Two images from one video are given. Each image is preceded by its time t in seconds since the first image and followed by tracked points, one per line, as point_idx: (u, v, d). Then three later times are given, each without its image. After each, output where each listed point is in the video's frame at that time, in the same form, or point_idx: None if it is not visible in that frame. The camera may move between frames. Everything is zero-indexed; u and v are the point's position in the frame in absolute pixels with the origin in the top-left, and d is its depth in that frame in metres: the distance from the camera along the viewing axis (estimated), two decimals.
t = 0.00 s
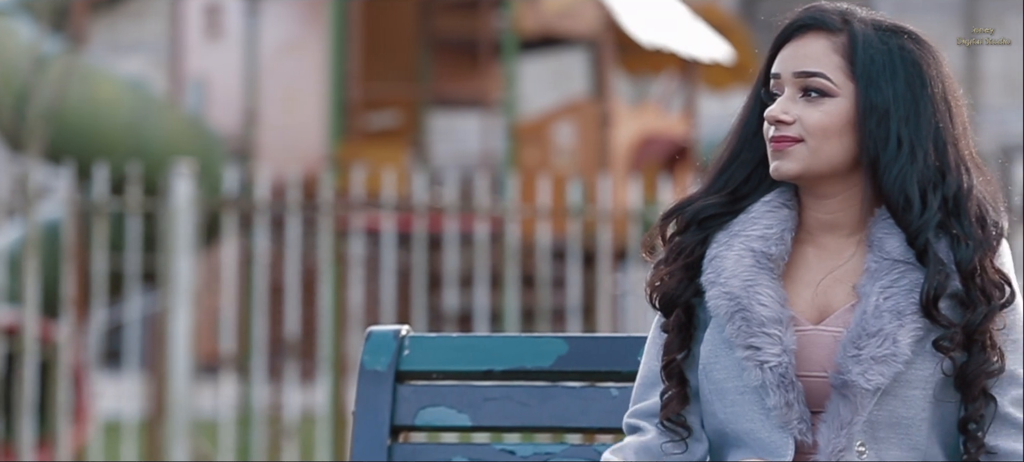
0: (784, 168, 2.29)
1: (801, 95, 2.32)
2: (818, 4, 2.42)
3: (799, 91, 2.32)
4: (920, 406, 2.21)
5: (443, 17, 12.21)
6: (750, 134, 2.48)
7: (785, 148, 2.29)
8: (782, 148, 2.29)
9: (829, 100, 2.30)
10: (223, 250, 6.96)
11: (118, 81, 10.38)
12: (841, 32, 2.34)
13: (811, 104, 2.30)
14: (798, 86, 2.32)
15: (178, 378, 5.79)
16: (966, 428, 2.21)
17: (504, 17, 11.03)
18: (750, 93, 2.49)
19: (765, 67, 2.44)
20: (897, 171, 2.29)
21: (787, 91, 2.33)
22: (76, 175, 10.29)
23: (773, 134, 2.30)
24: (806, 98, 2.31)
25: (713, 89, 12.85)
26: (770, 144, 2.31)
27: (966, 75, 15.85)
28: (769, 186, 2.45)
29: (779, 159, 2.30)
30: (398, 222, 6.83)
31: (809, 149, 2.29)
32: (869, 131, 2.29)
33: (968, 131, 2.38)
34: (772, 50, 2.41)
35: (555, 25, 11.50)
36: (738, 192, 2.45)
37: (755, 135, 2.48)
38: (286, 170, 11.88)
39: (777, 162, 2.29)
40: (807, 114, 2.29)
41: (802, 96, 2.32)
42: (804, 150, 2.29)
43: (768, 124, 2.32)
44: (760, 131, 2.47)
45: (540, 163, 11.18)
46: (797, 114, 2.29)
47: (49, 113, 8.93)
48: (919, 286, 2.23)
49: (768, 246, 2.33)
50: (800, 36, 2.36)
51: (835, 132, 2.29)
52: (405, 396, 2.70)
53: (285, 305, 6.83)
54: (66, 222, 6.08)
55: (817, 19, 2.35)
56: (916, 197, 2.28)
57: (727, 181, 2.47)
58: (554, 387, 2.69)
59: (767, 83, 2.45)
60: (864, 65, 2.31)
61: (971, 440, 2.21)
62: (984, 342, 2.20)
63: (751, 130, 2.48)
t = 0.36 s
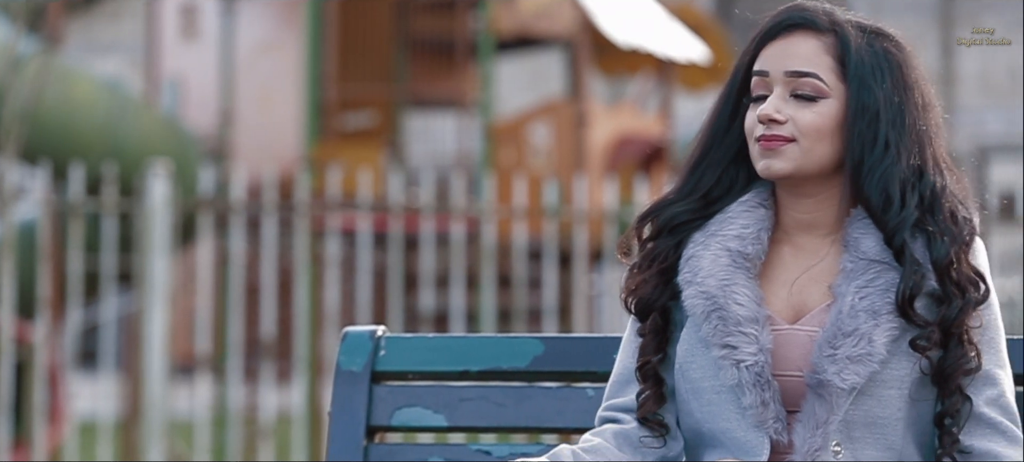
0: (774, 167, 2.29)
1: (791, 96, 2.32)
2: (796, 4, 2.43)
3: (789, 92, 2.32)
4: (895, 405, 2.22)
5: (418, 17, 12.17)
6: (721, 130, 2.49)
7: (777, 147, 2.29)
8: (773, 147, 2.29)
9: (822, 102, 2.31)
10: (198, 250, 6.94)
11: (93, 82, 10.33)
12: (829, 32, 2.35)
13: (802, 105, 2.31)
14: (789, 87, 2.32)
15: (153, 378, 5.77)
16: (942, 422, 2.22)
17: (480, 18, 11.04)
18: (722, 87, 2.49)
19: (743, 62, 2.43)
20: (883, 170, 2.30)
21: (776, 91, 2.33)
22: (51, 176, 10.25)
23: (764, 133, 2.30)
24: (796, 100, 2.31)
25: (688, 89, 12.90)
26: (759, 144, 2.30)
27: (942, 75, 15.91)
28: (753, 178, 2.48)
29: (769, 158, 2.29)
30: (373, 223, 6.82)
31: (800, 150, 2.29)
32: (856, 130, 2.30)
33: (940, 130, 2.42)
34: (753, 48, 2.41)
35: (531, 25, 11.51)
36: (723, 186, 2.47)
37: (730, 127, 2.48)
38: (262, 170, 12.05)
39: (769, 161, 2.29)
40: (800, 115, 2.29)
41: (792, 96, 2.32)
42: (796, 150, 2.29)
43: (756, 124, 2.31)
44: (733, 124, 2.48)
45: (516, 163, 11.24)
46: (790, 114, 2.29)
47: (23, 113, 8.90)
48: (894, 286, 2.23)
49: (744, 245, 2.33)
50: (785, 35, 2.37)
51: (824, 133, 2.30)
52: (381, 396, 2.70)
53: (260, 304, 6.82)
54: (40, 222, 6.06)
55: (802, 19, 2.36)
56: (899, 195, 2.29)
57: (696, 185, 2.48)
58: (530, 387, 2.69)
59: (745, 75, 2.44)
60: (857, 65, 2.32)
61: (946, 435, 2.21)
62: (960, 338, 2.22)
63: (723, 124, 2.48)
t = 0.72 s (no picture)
0: (781, 168, 2.30)
1: (794, 97, 2.33)
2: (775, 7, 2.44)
3: (792, 92, 2.33)
4: (872, 406, 2.23)
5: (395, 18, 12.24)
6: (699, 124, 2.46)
7: (783, 149, 2.31)
8: (780, 148, 2.31)
9: (825, 104, 2.32)
10: (175, 251, 6.92)
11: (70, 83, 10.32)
12: (826, 33, 2.37)
13: (806, 107, 2.32)
14: (793, 88, 2.33)
15: (130, 379, 5.75)
16: (925, 411, 2.23)
17: (457, 18, 11.04)
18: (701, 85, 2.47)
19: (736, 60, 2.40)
20: (876, 172, 2.31)
21: (776, 89, 2.33)
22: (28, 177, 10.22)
23: (769, 134, 2.31)
24: (800, 101, 2.32)
25: (664, 90, 12.91)
26: (764, 144, 2.32)
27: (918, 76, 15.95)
28: (738, 173, 2.48)
29: (775, 158, 2.31)
30: (350, 223, 6.80)
31: (804, 151, 2.31)
32: (852, 130, 2.32)
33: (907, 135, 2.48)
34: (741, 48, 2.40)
35: (507, 26, 11.49)
36: (714, 179, 2.47)
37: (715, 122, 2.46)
38: (239, 170, 12.01)
39: (775, 163, 2.31)
40: (806, 118, 2.31)
41: (795, 97, 2.33)
42: (801, 152, 2.30)
43: (759, 123, 2.32)
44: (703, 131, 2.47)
45: (493, 164, 11.09)
46: (795, 116, 2.30)
47: None
48: (872, 286, 2.24)
49: (720, 247, 2.34)
50: (782, 34, 2.37)
51: (825, 133, 2.32)
52: (357, 396, 2.69)
53: (237, 305, 6.79)
54: (16, 223, 6.04)
55: (797, 20, 2.37)
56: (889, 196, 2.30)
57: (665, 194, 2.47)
58: (506, 388, 2.68)
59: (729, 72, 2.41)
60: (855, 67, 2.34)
61: (929, 423, 2.22)
62: (941, 320, 2.23)
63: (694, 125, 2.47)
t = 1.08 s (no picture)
0: (791, 170, 2.31)
1: (800, 97, 2.35)
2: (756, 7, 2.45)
3: (797, 94, 2.35)
4: (851, 406, 2.23)
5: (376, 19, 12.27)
6: (689, 125, 2.43)
7: (793, 151, 2.32)
8: (790, 150, 2.32)
9: (828, 106, 2.36)
10: (154, 251, 6.90)
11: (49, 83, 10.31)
12: (822, 37, 2.39)
13: (811, 109, 2.34)
14: (799, 89, 2.35)
15: (109, 380, 5.74)
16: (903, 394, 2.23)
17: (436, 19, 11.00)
18: (688, 83, 2.44)
19: (735, 61, 2.39)
20: (863, 172, 2.34)
21: (780, 91, 2.34)
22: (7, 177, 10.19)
23: (780, 135, 2.32)
24: (806, 103, 2.35)
25: (644, 90, 12.91)
26: (774, 146, 2.32)
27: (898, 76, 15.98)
28: (720, 173, 2.48)
29: (786, 160, 2.32)
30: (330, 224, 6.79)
31: (810, 153, 2.33)
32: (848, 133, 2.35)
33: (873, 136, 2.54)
34: (746, 49, 2.39)
35: (487, 26, 11.47)
36: (698, 177, 2.47)
37: (704, 121, 2.42)
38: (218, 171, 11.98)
39: (785, 164, 2.31)
40: (813, 120, 2.34)
41: (801, 98, 2.35)
42: (808, 154, 2.32)
43: (768, 124, 2.33)
44: (688, 134, 2.44)
45: (473, 165, 11.07)
46: (805, 119, 2.32)
47: None
48: (851, 285, 2.25)
49: (697, 248, 2.36)
50: (783, 36, 2.39)
51: (824, 135, 2.34)
52: (337, 397, 2.69)
53: (216, 306, 6.78)
54: None
55: (796, 23, 2.39)
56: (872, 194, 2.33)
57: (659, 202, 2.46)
58: (486, 389, 2.68)
59: (725, 71, 2.40)
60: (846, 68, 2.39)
61: (908, 407, 2.22)
62: (921, 304, 2.24)
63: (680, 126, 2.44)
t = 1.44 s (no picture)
0: (790, 174, 2.32)
1: (793, 101, 2.36)
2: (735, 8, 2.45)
3: (790, 97, 2.36)
4: (829, 407, 2.24)
5: (355, 20, 12.32)
6: (684, 129, 2.40)
7: (792, 156, 2.33)
8: (789, 154, 2.33)
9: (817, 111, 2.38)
10: (133, 253, 6.87)
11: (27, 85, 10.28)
12: (805, 40, 2.41)
13: (804, 112, 2.36)
14: (792, 92, 2.36)
15: (89, 381, 5.72)
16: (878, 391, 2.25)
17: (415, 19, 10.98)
18: (677, 85, 2.41)
19: (728, 64, 2.38)
20: (839, 171, 2.36)
21: (777, 96, 2.35)
22: None
23: (780, 140, 2.33)
24: (799, 106, 2.36)
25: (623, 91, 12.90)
26: (775, 150, 2.33)
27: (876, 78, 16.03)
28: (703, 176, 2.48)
29: (785, 164, 2.32)
30: (309, 226, 6.76)
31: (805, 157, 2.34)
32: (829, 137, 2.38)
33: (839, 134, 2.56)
34: (738, 51, 2.38)
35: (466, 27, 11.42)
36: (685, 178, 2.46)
37: (698, 124, 2.40)
38: (198, 172, 11.96)
39: (785, 168, 2.32)
40: (808, 125, 2.35)
41: (794, 101, 2.36)
42: (804, 158, 2.33)
43: (768, 128, 2.34)
44: (683, 138, 2.40)
45: (452, 166, 11.09)
46: (804, 123, 2.34)
47: None
48: (828, 286, 2.26)
49: (676, 250, 2.36)
50: (775, 40, 2.38)
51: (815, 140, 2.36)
52: (317, 398, 2.69)
53: (195, 308, 6.75)
54: None
55: (784, 27, 2.39)
56: (848, 192, 2.34)
57: (651, 209, 2.42)
58: (465, 390, 2.68)
59: (718, 73, 2.38)
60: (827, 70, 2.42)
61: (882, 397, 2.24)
62: (899, 291, 2.26)
63: (675, 131, 2.40)
